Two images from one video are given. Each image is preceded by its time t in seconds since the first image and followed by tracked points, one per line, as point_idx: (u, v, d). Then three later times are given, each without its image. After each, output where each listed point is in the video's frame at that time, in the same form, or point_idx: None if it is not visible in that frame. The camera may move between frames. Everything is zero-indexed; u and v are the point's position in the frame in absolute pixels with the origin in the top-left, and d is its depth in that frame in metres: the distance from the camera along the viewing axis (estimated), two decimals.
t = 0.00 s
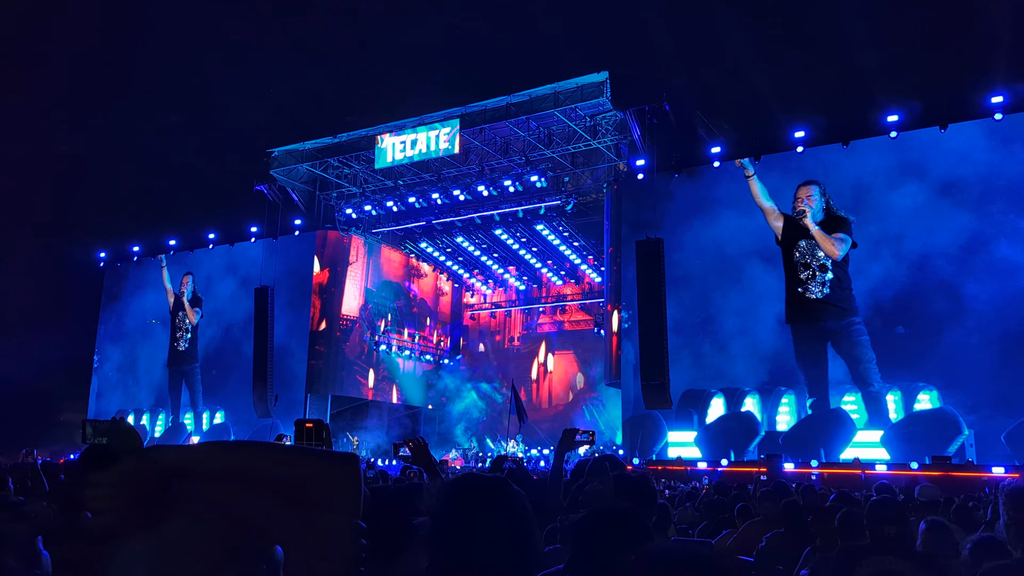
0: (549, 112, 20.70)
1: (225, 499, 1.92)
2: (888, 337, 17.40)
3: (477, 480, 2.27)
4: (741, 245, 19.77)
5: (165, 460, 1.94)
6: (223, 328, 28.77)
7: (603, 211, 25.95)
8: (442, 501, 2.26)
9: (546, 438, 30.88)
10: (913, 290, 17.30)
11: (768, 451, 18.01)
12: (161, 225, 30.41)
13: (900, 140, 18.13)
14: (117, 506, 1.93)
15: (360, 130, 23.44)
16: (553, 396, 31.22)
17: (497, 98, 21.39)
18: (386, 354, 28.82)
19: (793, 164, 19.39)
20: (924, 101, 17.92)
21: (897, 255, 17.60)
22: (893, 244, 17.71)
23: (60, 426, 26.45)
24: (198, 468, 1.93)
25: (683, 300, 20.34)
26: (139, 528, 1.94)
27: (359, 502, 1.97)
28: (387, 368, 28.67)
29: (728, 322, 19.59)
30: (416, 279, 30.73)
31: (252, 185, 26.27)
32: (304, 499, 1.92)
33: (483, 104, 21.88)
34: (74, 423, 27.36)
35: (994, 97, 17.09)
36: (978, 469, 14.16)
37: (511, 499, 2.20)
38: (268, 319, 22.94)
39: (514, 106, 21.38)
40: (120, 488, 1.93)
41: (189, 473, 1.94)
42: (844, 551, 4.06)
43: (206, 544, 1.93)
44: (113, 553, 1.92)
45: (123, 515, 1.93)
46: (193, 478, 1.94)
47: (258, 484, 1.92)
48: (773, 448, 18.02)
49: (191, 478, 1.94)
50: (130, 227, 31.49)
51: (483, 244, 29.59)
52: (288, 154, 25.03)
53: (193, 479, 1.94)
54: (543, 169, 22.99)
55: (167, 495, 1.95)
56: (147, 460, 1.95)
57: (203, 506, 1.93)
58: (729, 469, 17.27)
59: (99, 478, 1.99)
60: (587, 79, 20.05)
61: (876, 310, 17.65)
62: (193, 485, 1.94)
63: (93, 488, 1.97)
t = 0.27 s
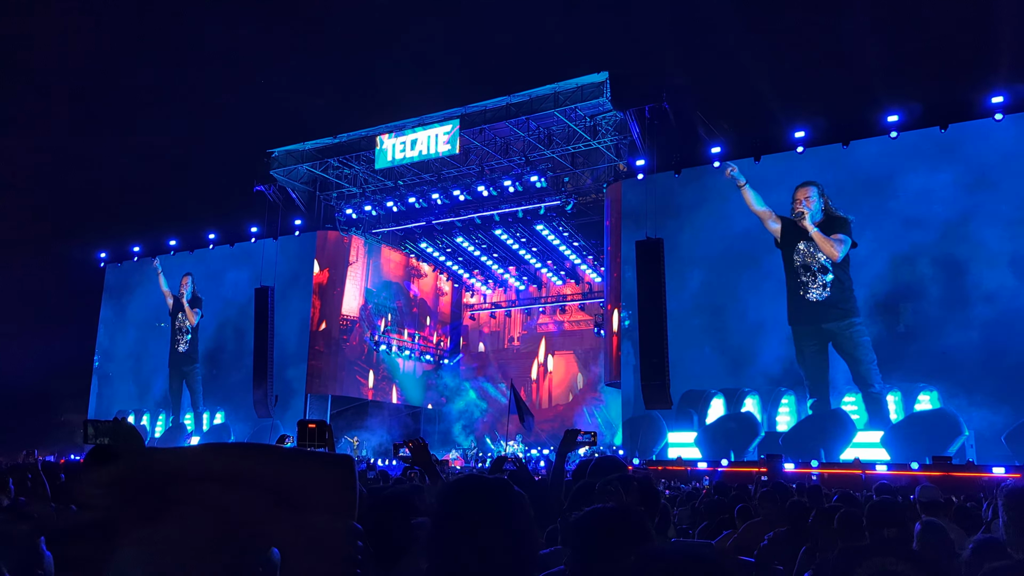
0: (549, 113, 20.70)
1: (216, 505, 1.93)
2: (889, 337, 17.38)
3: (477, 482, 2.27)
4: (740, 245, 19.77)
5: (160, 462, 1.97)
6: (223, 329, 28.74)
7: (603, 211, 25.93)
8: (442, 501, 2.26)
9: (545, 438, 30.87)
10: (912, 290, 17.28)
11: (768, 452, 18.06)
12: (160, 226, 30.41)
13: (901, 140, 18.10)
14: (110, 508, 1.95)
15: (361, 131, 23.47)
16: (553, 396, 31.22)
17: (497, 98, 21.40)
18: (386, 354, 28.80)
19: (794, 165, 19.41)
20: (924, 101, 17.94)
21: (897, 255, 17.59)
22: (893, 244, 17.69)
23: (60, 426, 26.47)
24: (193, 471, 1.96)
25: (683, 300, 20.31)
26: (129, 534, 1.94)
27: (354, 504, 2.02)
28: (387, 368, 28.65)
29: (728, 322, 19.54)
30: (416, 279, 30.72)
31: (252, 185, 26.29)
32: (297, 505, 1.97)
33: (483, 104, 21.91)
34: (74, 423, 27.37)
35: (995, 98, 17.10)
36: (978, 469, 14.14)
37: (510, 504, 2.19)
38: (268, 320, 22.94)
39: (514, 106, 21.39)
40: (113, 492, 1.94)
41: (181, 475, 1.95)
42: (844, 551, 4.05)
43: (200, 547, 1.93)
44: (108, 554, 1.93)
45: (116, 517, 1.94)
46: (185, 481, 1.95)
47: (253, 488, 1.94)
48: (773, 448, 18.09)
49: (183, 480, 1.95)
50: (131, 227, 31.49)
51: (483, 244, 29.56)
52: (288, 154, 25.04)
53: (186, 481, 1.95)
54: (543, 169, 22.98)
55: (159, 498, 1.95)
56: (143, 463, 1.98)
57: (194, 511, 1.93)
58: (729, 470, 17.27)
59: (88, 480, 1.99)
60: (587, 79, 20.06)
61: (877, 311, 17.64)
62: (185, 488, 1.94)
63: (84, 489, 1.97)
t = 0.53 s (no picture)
0: (549, 112, 20.70)
1: (209, 504, 1.93)
2: (890, 337, 17.35)
3: (479, 483, 2.25)
4: (741, 244, 19.74)
5: (152, 463, 1.99)
6: (223, 329, 28.75)
7: (603, 211, 25.94)
8: (441, 501, 2.26)
9: (546, 437, 30.86)
10: (914, 289, 17.25)
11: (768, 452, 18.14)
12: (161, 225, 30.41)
13: (902, 139, 18.06)
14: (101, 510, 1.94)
15: (361, 130, 23.48)
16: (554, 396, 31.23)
17: (497, 97, 21.41)
18: (387, 354, 28.79)
19: (794, 165, 19.41)
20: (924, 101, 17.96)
21: (898, 254, 17.58)
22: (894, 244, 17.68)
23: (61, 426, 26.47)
24: (188, 470, 1.99)
25: (684, 300, 20.28)
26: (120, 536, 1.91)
27: (344, 504, 2.11)
28: (387, 368, 28.63)
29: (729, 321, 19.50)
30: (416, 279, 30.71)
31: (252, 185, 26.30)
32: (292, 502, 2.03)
33: (483, 103, 21.92)
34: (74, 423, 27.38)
35: (996, 97, 17.11)
36: (979, 469, 14.13)
37: (512, 504, 2.18)
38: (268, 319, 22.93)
39: (514, 105, 21.40)
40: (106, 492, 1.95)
41: (175, 475, 1.97)
42: (845, 551, 4.05)
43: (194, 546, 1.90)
44: (98, 558, 1.89)
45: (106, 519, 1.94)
46: (178, 481, 1.96)
47: (249, 487, 1.98)
48: (775, 447, 18.16)
49: (175, 481, 1.96)
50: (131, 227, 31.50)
51: (483, 243, 29.54)
52: (288, 154, 25.06)
53: (180, 482, 1.96)
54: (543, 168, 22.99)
55: (150, 497, 1.95)
56: (134, 465, 1.99)
57: (187, 510, 1.92)
58: (729, 470, 17.26)
59: (80, 483, 2.01)
60: (587, 79, 20.06)
61: (878, 310, 17.61)
62: (177, 488, 1.96)
63: (76, 493, 1.98)
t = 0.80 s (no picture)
0: (550, 112, 20.71)
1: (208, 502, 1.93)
2: (891, 336, 17.33)
3: (478, 482, 2.26)
4: (740, 244, 19.76)
5: (152, 468, 1.96)
6: (223, 329, 28.75)
7: (604, 211, 25.93)
8: (442, 500, 2.25)
9: (546, 437, 30.86)
10: (915, 289, 17.24)
11: (768, 451, 18.04)
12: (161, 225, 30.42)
13: (901, 139, 18.09)
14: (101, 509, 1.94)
15: (361, 130, 23.49)
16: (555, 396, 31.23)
17: (497, 97, 21.41)
18: (387, 354, 28.78)
19: (795, 165, 19.39)
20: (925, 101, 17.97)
21: (899, 254, 17.57)
22: (895, 243, 17.67)
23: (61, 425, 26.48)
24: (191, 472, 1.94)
25: (685, 300, 20.26)
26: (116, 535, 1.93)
27: (345, 501, 1.99)
28: (387, 368, 28.61)
29: (730, 321, 19.49)
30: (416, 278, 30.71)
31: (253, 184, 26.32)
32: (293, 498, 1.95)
33: (484, 103, 21.93)
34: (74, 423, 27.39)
35: (996, 97, 17.12)
36: (979, 469, 14.11)
37: (512, 502, 2.18)
38: (268, 319, 22.93)
39: (515, 105, 21.41)
40: (107, 493, 1.95)
41: (174, 475, 1.95)
42: (844, 551, 4.04)
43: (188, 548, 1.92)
44: (94, 557, 1.91)
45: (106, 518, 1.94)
46: (179, 482, 1.94)
47: (244, 485, 1.93)
48: (775, 448, 18.07)
49: (175, 481, 1.95)
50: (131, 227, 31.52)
51: (484, 243, 29.53)
52: (289, 153, 25.07)
53: (178, 482, 1.94)
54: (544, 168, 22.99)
55: (152, 497, 1.95)
56: (134, 465, 1.97)
57: (186, 509, 1.93)
58: (729, 470, 17.25)
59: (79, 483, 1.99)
60: (588, 79, 20.06)
61: (879, 309, 17.60)
62: (178, 490, 1.94)
63: (74, 494, 1.97)
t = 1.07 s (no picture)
0: (550, 113, 20.72)
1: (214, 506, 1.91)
2: (891, 337, 17.34)
3: (477, 482, 2.25)
4: (740, 245, 19.76)
5: (158, 477, 1.94)
6: (223, 329, 28.75)
7: (604, 212, 25.93)
8: (442, 500, 2.24)
9: (546, 438, 30.86)
10: (915, 289, 17.25)
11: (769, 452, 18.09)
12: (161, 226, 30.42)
13: (901, 139, 18.13)
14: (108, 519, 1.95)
15: (362, 131, 23.51)
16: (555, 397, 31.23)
17: (497, 98, 21.42)
18: (387, 354, 28.77)
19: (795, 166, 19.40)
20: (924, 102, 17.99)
21: (899, 254, 17.58)
22: (895, 243, 17.68)
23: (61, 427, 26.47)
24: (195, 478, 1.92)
25: (685, 301, 20.26)
26: (124, 543, 1.93)
27: (351, 501, 1.99)
28: (387, 369, 28.60)
29: (729, 321, 19.50)
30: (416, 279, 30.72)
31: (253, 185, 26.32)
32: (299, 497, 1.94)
33: (484, 104, 21.94)
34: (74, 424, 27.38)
35: (995, 98, 17.15)
36: (979, 469, 14.11)
37: (510, 504, 2.18)
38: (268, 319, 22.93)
39: (515, 106, 21.43)
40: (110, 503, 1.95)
41: (176, 485, 1.94)
42: (843, 552, 4.05)
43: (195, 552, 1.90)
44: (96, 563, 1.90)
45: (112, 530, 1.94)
46: (186, 488, 1.93)
47: (248, 489, 1.92)
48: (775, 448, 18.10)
49: (178, 489, 1.93)
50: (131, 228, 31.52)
51: (484, 244, 29.53)
52: (289, 154, 25.07)
53: (181, 491, 1.93)
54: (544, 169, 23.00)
55: (160, 506, 1.94)
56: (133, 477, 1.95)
57: (193, 513, 1.91)
58: (729, 470, 17.23)
59: (86, 498, 1.99)
60: (588, 80, 20.07)
61: (879, 309, 17.61)
62: (185, 496, 1.92)
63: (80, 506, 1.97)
